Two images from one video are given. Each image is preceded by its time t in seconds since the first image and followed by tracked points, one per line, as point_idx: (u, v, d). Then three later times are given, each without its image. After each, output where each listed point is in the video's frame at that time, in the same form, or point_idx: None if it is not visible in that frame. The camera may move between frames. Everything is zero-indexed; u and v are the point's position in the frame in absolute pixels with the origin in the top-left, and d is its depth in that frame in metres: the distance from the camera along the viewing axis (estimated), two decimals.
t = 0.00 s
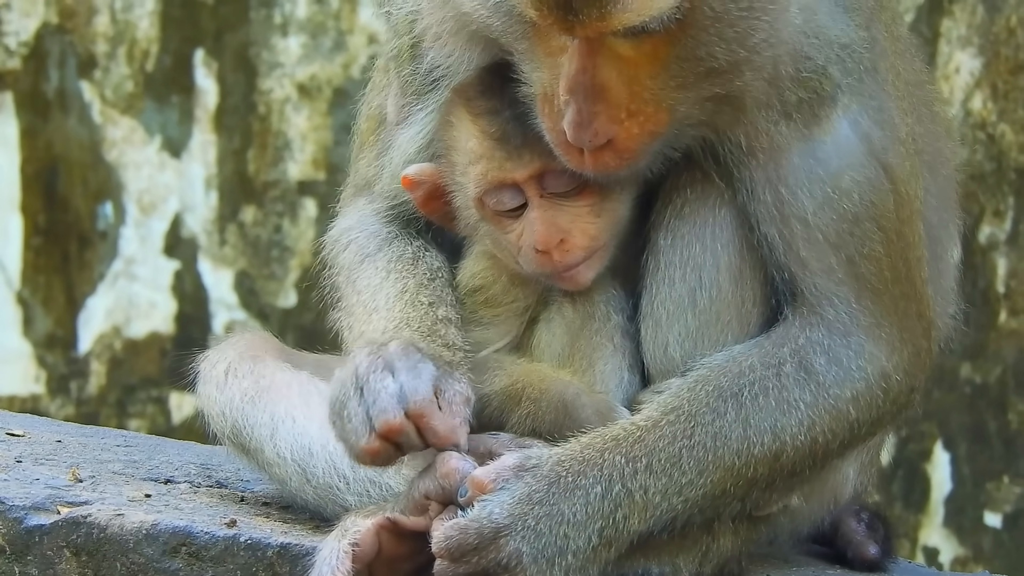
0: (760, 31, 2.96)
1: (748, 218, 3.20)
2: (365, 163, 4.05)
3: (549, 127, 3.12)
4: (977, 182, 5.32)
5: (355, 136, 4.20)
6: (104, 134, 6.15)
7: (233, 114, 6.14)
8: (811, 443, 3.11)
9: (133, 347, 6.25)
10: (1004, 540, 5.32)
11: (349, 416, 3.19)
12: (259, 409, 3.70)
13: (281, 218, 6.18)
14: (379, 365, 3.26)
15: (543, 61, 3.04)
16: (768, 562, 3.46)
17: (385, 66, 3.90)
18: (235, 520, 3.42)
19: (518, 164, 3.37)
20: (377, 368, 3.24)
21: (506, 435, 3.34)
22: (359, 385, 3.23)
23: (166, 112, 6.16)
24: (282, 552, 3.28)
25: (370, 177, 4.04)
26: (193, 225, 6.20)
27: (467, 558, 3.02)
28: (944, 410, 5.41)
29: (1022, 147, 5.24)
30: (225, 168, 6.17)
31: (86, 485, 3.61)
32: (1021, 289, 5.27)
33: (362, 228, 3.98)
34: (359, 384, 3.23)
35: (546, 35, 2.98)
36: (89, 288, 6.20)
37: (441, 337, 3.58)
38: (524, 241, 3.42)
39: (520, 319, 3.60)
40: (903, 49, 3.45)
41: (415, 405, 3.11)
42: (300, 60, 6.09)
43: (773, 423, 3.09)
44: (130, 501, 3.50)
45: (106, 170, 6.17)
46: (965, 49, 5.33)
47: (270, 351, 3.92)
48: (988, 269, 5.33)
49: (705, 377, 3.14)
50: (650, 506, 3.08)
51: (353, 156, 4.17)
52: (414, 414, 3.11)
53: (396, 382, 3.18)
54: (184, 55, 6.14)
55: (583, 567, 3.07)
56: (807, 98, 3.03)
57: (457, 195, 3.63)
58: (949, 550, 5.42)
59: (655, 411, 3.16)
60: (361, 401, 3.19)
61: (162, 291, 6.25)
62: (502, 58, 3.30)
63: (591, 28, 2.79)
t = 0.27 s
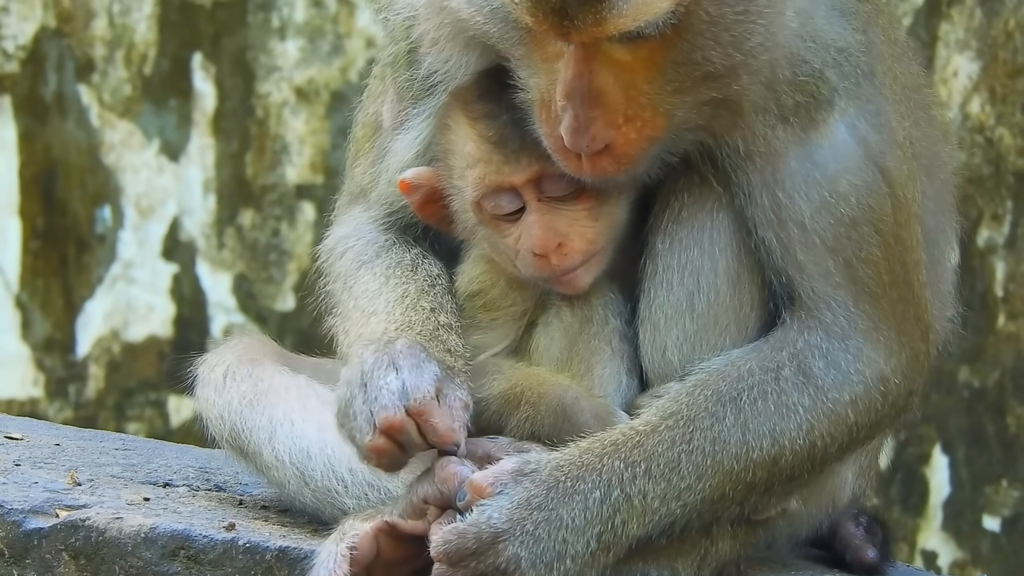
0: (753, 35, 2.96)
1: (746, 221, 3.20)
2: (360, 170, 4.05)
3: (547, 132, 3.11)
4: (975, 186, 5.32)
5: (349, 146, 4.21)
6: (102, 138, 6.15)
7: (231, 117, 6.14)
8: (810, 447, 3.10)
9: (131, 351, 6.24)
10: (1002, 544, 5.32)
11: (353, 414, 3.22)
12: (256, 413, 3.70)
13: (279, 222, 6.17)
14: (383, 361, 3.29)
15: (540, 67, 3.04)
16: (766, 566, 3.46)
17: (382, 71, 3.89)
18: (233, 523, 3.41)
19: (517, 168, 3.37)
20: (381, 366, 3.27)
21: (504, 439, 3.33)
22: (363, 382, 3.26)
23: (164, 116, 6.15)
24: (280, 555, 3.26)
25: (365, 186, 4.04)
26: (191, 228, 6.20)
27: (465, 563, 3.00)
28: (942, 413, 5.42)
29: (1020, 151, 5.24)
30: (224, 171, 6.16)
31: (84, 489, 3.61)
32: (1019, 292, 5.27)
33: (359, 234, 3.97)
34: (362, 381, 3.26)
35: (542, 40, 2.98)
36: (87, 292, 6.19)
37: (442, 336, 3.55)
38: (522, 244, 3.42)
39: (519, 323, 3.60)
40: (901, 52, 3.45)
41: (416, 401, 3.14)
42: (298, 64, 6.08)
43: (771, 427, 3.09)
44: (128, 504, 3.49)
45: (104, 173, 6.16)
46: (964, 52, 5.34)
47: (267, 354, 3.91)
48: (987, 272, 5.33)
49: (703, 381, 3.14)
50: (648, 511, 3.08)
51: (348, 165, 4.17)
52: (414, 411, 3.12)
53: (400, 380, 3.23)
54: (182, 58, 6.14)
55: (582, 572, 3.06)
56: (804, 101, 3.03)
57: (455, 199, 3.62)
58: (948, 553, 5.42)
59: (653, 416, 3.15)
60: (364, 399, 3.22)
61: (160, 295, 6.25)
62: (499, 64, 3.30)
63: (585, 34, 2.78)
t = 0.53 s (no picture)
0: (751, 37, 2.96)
1: (746, 224, 3.20)
2: (360, 172, 4.04)
3: (546, 135, 3.11)
4: (975, 188, 5.32)
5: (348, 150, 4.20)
6: (103, 140, 6.15)
7: (231, 119, 6.13)
8: (810, 449, 3.10)
9: (131, 353, 6.24)
10: (1002, 546, 5.32)
11: (358, 419, 3.19)
12: (256, 415, 3.69)
13: (279, 224, 6.17)
14: (390, 368, 3.24)
15: (539, 70, 3.04)
16: (767, 569, 3.44)
17: (382, 73, 3.89)
18: (234, 526, 3.41)
19: (518, 172, 3.37)
20: (387, 372, 3.22)
21: (505, 442, 3.33)
22: (368, 386, 3.22)
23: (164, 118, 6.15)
24: (281, 557, 3.26)
25: (364, 190, 4.04)
26: (191, 230, 6.20)
27: (465, 568, 3.00)
28: (942, 415, 5.42)
29: (1020, 153, 5.24)
30: (224, 173, 6.16)
31: (85, 491, 3.61)
32: (1019, 295, 5.27)
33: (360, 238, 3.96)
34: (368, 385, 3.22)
35: (540, 43, 2.98)
36: (87, 294, 6.20)
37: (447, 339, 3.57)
38: (523, 248, 3.41)
39: (519, 326, 3.61)
40: (900, 54, 3.45)
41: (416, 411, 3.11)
42: (298, 65, 6.08)
43: (771, 429, 3.08)
44: (129, 507, 3.49)
45: (104, 175, 6.17)
46: (964, 54, 5.34)
47: (268, 356, 3.91)
48: (987, 275, 5.33)
49: (703, 384, 3.14)
50: (649, 514, 3.08)
51: (346, 167, 4.16)
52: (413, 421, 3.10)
53: (404, 388, 3.17)
54: (182, 60, 6.14)
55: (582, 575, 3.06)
56: (803, 103, 3.03)
57: (456, 202, 3.62)
58: (948, 556, 5.43)
59: (653, 419, 3.15)
60: (369, 404, 3.18)
61: (160, 297, 6.24)
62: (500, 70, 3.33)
63: (582, 37, 2.78)
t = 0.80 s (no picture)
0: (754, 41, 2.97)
1: (748, 226, 3.20)
2: (366, 175, 4.05)
3: (548, 138, 3.11)
4: (976, 189, 5.32)
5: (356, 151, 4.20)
6: (104, 141, 6.15)
7: (232, 121, 6.13)
8: (812, 452, 3.11)
9: (132, 354, 6.24)
10: (1002, 547, 5.33)
11: (341, 448, 3.08)
12: (258, 416, 3.70)
13: (280, 225, 6.17)
14: (355, 391, 3.19)
15: (541, 73, 3.05)
16: (769, 570, 3.43)
17: (386, 74, 3.89)
18: (236, 527, 3.41)
19: (519, 174, 3.37)
20: (354, 393, 3.17)
21: (505, 443, 3.33)
22: (340, 408, 3.16)
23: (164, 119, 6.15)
24: (283, 559, 3.26)
25: (372, 190, 4.04)
26: (191, 231, 6.20)
27: (467, 567, 3.02)
28: (942, 416, 5.42)
29: (1021, 155, 5.24)
30: (224, 174, 6.16)
31: (86, 492, 3.61)
32: (1020, 296, 5.27)
33: (362, 239, 3.97)
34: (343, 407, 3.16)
35: (543, 47, 2.98)
36: (88, 295, 6.20)
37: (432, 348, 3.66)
38: (524, 249, 3.41)
39: (519, 328, 3.58)
40: (902, 55, 3.45)
41: (401, 419, 3.08)
42: (299, 67, 6.09)
43: (773, 432, 3.09)
44: (130, 508, 3.49)
45: (105, 176, 6.16)
46: (964, 56, 5.34)
47: (269, 357, 3.91)
48: (988, 276, 5.33)
49: (706, 386, 3.14)
50: (651, 516, 3.08)
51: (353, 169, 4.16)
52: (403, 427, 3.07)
53: (375, 404, 3.14)
54: (183, 62, 6.14)
55: None
56: (805, 107, 3.03)
57: (457, 204, 3.62)
58: (949, 557, 5.43)
59: (656, 421, 3.15)
60: (348, 430, 3.10)
61: (161, 298, 6.24)
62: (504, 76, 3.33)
63: (586, 40, 2.78)
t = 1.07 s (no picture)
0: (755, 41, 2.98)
1: (748, 226, 3.20)
2: (366, 180, 4.05)
3: (548, 137, 3.11)
4: (976, 190, 5.32)
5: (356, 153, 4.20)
6: (104, 141, 6.15)
7: (232, 121, 6.13)
8: (811, 452, 3.11)
9: (132, 355, 6.24)
10: (1002, 548, 5.32)
11: (348, 418, 3.19)
12: (258, 417, 3.70)
13: (280, 225, 6.17)
14: (374, 367, 3.26)
15: (542, 73, 3.05)
16: (769, 570, 3.44)
17: (385, 77, 3.90)
18: (236, 527, 3.41)
19: (520, 175, 3.37)
20: (373, 370, 3.24)
21: (506, 444, 3.35)
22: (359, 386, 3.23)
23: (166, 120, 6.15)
24: (283, 559, 3.26)
25: (371, 196, 4.04)
26: (192, 232, 6.20)
27: (466, 567, 3.01)
28: (942, 417, 5.42)
29: (1021, 155, 5.25)
30: (225, 175, 6.16)
31: (86, 493, 3.61)
32: (1020, 297, 5.27)
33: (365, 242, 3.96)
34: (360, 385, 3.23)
35: (544, 46, 2.98)
36: (88, 296, 6.20)
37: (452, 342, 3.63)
38: (525, 250, 3.41)
39: (521, 330, 3.59)
40: (902, 56, 3.45)
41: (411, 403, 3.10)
42: (299, 67, 6.09)
43: (772, 432, 3.09)
44: (131, 508, 3.49)
45: (105, 177, 6.16)
46: (965, 56, 5.34)
47: (270, 359, 3.91)
48: (988, 277, 5.33)
49: (705, 386, 3.14)
50: (651, 516, 3.08)
51: (354, 176, 4.16)
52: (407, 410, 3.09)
53: (393, 382, 3.19)
54: (184, 62, 6.14)
55: None
56: (805, 107, 3.03)
57: (457, 205, 3.62)
58: (948, 558, 5.43)
59: (655, 421, 3.15)
60: (360, 402, 3.19)
61: (161, 298, 6.24)
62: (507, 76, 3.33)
63: (587, 40, 2.78)
